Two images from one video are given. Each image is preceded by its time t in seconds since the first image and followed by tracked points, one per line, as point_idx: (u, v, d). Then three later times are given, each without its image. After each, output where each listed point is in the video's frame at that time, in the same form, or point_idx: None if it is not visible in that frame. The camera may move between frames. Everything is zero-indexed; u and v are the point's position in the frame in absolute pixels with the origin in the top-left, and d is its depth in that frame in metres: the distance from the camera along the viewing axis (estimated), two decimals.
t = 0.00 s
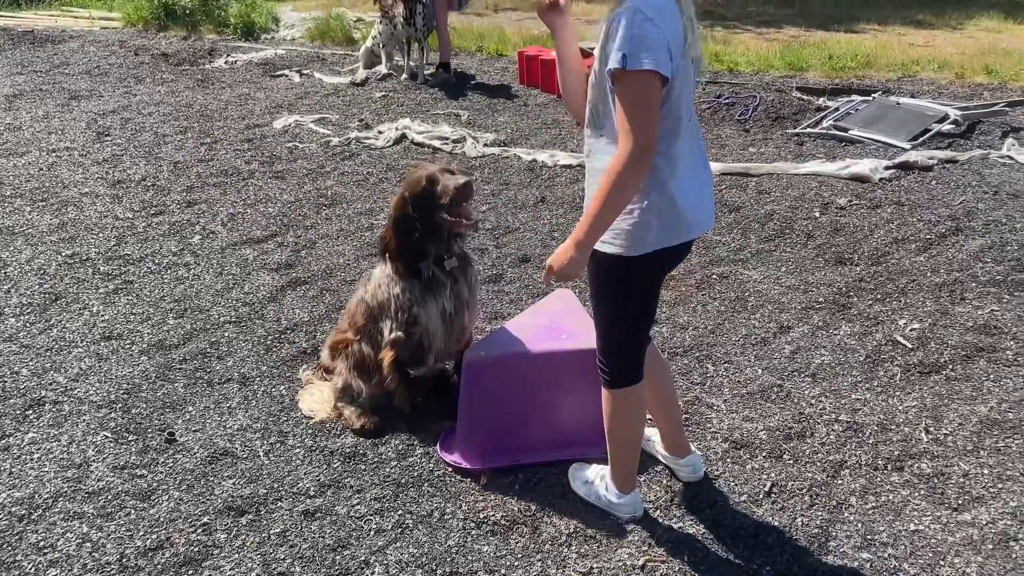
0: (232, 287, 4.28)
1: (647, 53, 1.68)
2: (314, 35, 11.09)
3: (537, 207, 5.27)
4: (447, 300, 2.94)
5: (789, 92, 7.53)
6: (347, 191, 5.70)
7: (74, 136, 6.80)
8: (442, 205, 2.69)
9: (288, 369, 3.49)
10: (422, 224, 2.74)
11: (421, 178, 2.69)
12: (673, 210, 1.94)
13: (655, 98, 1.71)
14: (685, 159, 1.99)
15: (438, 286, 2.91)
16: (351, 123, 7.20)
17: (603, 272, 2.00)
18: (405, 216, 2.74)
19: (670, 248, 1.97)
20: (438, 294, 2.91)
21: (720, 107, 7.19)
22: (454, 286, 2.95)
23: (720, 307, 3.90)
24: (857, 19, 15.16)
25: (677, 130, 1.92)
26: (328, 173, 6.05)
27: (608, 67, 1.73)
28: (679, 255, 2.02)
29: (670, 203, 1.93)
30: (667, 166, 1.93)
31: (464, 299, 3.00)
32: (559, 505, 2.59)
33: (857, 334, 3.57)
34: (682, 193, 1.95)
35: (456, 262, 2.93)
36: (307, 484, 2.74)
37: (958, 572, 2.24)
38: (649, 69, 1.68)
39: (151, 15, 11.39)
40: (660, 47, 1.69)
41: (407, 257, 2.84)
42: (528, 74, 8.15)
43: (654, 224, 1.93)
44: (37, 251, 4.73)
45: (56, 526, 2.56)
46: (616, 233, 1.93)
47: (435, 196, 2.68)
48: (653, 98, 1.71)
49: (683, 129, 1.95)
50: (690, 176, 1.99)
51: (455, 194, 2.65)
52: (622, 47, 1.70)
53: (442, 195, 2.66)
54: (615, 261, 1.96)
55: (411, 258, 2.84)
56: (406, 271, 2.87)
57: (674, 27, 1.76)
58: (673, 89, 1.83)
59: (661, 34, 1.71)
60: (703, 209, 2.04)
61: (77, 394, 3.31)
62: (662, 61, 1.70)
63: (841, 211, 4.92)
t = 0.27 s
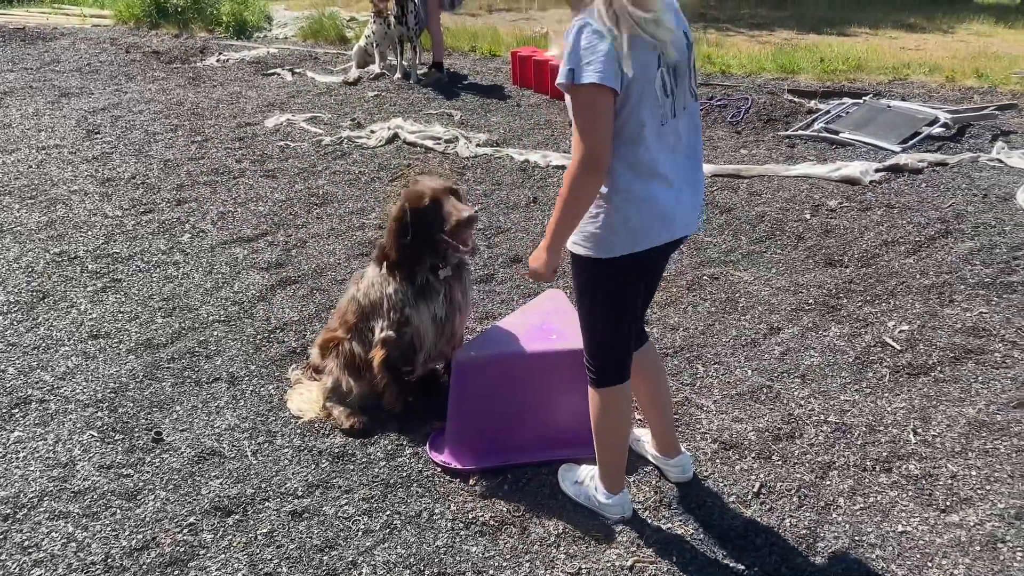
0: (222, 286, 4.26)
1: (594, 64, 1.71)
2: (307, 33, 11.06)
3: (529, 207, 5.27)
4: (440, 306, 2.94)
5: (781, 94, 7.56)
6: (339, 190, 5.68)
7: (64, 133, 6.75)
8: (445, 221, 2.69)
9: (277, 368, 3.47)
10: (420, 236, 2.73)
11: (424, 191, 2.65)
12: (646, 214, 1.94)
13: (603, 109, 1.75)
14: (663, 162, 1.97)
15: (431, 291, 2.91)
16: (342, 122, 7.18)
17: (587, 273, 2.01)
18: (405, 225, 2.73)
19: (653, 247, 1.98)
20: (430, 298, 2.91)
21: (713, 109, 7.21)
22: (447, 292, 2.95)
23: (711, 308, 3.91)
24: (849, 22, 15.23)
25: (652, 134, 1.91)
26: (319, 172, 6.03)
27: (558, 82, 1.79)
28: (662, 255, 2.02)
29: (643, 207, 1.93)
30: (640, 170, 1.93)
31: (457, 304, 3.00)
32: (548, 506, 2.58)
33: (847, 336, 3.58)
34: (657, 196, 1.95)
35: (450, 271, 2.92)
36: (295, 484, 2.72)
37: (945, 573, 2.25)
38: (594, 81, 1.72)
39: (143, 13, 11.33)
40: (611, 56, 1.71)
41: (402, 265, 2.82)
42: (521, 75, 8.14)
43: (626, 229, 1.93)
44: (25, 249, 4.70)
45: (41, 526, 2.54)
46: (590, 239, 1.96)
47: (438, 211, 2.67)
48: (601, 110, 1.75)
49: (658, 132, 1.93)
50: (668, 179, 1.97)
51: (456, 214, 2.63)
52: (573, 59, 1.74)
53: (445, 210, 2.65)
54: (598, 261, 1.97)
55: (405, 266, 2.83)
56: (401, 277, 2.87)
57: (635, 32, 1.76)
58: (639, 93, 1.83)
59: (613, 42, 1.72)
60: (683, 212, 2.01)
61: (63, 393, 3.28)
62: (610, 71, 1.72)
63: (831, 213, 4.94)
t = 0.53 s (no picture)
0: (211, 282, 4.23)
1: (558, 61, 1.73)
2: (300, 30, 11.02)
3: (521, 206, 5.26)
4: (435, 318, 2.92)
5: (774, 95, 7.58)
6: (330, 187, 5.66)
7: (54, 128, 6.70)
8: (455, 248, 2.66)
9: (267, 365, 3.45)
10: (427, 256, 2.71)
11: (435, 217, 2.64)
12: (616, 212, 1.93)
13: (570, 107, 1.76)
14: (638, 159, 1.96)
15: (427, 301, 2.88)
16: (335, 119, 7.16)
17: (566, 272, 2.01)
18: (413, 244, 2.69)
19: (630, 244, 1.97)
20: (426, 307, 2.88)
21: (705, 109, 7.21)
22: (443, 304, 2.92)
23: (702, 307, 3.91)
24: (842, 24, 15.28)
25: (625, 131, 1.90)
26: (311, 169, 6.00)
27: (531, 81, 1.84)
28: (641, 253, 2.01)
29: (614, 204, 1.93)
30: (613, 166, 1.93)
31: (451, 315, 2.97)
32: (537, 504, 2.58)
33: (837, 335, 3.58)
34: (629, 193, 1.93)
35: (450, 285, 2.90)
36: (283, 481, 2.71)
37: (932, 572, 2.25)
38: (558, 79, 1.74)
39: (135, 8, 11.27)
40: (575, 53, 1.73)
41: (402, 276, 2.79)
42: (514, 73, 8.13)
43: (596, 226, 1.94)
44: (13, 244, 4.66)
45: (26, 522, 2.51)
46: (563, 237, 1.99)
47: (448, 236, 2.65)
48: (568, 108, 1.76)
49: (631, 129, 1.92)
50: (643, 176, 1.95)
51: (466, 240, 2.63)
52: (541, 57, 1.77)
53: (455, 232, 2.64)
54: (575, 259, 1.97)
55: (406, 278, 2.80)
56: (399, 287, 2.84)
57: (603, 29, 1.76)
58: (612, 89, 1.82)
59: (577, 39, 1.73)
60: (658, 212, 1.99)
61: (50, 389, 3.25)
62: (575, 68, 1.73)
63: (823, 214, 4.95)
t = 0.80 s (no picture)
0: (204, 279, 4.21)
1: (547, 56, 1.73)
2: (294, 27, 10.98)
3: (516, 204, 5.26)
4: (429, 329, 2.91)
5: (768, 95, 7.59)
6: (324, 185, 5.64)
7: (46, 124, 6.66)
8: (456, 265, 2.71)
9: (259, 363, 3.44)
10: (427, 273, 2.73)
11: (438, 231, 2.68)
12: (607, 209, 1.92)
13: (560, 102, 1.75)
14: (629, 156, 1.95)
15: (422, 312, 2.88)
16: (329, 116, 7.13)
17: (557, 270, 2.01)
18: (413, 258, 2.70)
19: (620, 242, 1.96)
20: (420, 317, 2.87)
21: (700, 108, 7.22)
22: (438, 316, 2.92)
23: (696, 307, 3.91)
24: (837, 24, 15.32)
25: (615, 128, 1.89)
26: (305, 166, 5.98)
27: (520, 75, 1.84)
28: (632, 251, 2.01)
29: (604, 201, 1.92)
30: (602, 164, 1.92)
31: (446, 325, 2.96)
32: (530, 503, 2.57)
33: (829, 335, 3.59)
34: (620, 189, 1.92)
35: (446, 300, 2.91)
36: (275, 479, 2.70)
37: (923, 571, 2.26)
38: (548, 75, 1.73)
39: (128, 4, 11.21)
40: (564, 49, 1.72)
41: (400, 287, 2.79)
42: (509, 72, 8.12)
43: (587, 223, 1.93)
44: (4, 240, 4.62)
45: (16, 520, 2.50)
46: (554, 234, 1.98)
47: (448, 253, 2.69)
48: (558, 103, 1.76)
49: (622, 125, 1.92)
50: (634, 173, 1.94)
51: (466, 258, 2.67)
52: (531, 53, 1.77)
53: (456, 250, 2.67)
54: (566, 257, 1.97)
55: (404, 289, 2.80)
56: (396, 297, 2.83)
57: (592, 25, 1.76)
58: (601, 84, 1.81)
59: (565, 35, 1.73)
60: (649, 208, 1.98)
61: (41, 385, 3.23)
62: (564, 63, 1.73)
63: (816, 214, 4.96)
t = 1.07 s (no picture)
0: (199, 277, 4.20)
1: (555, 48, 1.72)
2: (290, 24, 10.95)
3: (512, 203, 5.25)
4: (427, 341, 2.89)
5: (764, 95, 7.60)
6: (320, 183, 5.63)
7: (40, 120, 6.63)
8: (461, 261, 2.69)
9: (255, 360, 3.43)
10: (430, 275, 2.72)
11: (439, 229, 2.69)
12: (603, 205, 1.92)
13: (576, 90, 1.72)
14: (625, 153, 1.96)
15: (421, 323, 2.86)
16: (325, 114, 7.12)
17: (553, 267, 2.01)
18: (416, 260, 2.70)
19: (616, 239, 1.97)
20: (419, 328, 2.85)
21: (696, 108, 7.23)
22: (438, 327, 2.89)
23: (692, 307, 3.92)
24: (832, 24, 15.35)
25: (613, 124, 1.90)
26: (301, 164, 5.96)
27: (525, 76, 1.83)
28: (627, 248, 2.01)
29: (600, 199, 1.92)
30: (601, 160, 1.92)
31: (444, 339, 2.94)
32: (527, 502, 2.57)
33: (825, 336, 3.60)
34: (617, 186, 1.92)
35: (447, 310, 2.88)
36: (271, 478, 2.69)
37: (918, 572, 2.26)
38: (556, 66, 1.72)
39: None
40: (570, 41, 1.72)
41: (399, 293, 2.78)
42: (506, 70, 8.12)
43: (584, 219, 1.93)
44: None
45: (11, 517, 2.49)
46: (551, 230, 1.97)
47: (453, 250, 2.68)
48: (575, 91, 1.72)
49: (620, 122, 1.92)
50: (630, 171, 1.95)
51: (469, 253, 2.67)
52: (539, 45, 1.76)
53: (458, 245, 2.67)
54: (562, 253, 1.96)
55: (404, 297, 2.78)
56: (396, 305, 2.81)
57: (593, 20, 1.76)
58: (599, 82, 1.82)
59: (570, 27, 1.73)
60: (645, 206, 1.99)
61: (36, 383, 3.22)
62: (573, 54, 1.71)
63: (812, 214, 4.97)
